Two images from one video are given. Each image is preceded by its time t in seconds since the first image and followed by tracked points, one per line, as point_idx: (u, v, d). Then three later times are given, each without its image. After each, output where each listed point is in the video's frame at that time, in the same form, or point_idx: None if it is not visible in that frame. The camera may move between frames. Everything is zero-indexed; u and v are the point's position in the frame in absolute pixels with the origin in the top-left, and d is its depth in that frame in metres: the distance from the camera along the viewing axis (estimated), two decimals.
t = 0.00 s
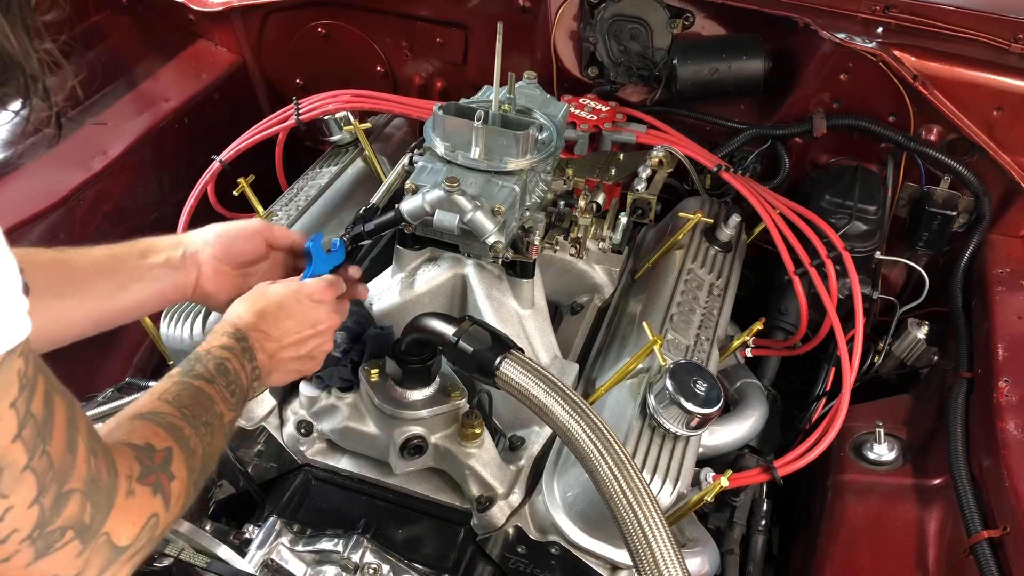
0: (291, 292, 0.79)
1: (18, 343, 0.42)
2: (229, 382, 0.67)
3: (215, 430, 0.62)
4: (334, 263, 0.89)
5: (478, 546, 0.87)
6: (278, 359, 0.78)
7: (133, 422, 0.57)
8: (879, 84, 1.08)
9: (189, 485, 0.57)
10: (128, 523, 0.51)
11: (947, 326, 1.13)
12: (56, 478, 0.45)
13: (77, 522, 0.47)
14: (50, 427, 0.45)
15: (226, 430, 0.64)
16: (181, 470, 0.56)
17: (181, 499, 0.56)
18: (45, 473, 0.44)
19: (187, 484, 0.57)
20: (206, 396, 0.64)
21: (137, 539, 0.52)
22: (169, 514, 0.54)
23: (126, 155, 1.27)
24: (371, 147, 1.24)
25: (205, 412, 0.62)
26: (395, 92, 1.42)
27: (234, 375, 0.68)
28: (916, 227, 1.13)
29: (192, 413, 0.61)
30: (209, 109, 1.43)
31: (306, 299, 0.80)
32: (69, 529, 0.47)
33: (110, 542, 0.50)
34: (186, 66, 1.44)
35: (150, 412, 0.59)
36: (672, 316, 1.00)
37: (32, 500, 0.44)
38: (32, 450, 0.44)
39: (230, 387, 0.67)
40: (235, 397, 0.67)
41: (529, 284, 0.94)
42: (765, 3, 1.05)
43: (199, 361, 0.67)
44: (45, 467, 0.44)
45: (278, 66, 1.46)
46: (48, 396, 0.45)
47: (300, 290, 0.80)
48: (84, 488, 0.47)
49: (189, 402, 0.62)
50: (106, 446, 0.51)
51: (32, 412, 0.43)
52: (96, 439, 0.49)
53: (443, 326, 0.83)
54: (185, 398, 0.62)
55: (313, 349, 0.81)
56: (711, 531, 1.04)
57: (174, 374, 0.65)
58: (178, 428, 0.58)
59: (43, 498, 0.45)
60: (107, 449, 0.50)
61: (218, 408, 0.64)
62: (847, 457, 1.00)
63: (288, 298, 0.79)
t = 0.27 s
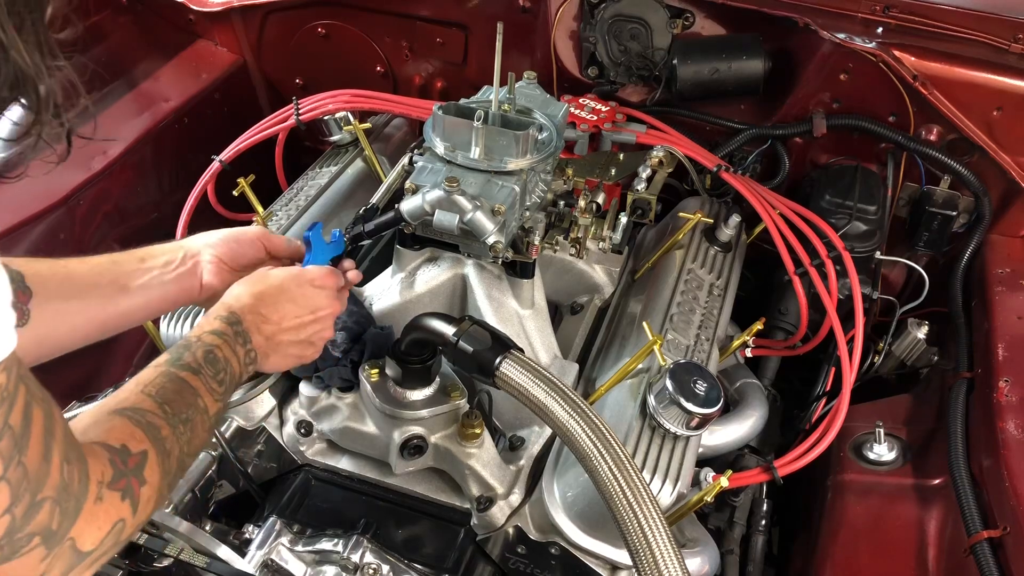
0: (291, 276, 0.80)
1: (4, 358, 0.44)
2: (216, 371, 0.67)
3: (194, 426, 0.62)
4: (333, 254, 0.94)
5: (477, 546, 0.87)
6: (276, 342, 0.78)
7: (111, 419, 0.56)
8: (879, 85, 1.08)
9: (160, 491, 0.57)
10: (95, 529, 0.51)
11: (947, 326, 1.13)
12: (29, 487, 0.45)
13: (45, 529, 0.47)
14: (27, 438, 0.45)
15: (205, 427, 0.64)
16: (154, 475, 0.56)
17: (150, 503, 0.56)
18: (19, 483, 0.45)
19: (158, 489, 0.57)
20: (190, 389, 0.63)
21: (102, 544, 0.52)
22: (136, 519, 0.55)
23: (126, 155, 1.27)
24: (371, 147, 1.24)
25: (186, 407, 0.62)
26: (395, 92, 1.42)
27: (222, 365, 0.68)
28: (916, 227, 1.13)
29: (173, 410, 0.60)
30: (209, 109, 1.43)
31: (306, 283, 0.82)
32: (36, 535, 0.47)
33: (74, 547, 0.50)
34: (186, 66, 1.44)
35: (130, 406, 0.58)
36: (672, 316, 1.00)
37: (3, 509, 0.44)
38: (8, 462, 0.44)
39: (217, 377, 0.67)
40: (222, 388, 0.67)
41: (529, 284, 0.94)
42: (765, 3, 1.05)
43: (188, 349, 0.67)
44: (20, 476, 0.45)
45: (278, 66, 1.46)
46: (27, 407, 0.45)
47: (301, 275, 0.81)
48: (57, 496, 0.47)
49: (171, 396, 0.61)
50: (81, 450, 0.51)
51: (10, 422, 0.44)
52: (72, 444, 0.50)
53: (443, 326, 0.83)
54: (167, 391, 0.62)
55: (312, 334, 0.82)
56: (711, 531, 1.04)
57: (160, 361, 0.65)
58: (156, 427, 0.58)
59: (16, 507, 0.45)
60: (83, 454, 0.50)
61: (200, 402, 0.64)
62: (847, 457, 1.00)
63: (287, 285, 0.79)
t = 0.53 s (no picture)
0: (299, 279, 0.83)
1: (9, 354, 0.43)
2: (222, 372, 0.68)
3: (197, 428, 0.62)
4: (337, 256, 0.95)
5: (477, 546, 0.87)
6: (277, 345, 0.80)
7: (115, 419, 0.57)
8: (879, 85, 1.08)
9: (163, 489, 0.57)
10: (97, 527, 0.51)
11: (947, 325, 1.13)
12: (34, 483, 0.45)
13: (49, 525, 0.47)
14: (31, 434, 0.45)
15: (209, 427, 0.64)
16: (157, 474, 0.56)
17: (153, 501, 0.56)
18: (23, 479, 0.45)
19: (161, 488, 0.57)
20: (196, 388, 0.64)
21: (105, 542, 0.52)
22: (138, 517, 0.54)
23: (126, 155, 1.27)
24: (371, 147, 1.24)
25: (191, 408, 0.62)
26: (395, 92, 1.42)
27: (228, 366, 0.69)
28: (916, 227, 1.13)
29: (178, 411, 0.61)
30: (209, 109, 1.43)
31: (312, 288, 0.84)
32: (40, 532, 0.47)
33: (77, 545, 0.50)
34: (186, 66, 1.44)
35: (135, 406, 0.59)
36: (672, 316, 1.00)
37: (7, 506, 0.44)
38: (12, 458, 0.44)
39: (222, 377, 0.68)
40: (225, 388, 0.68)
41: (528, 284, 0.94)
42: (765, 3, 1.05)
43: (194, 348, 0.68)
44: (24, 473, 0.45)
45: (278, 66, 1.46)
46: (32, 404, 0.45)
47: (309, 279, 0.84)
48: (61, 493, 0.47)
49: (177, 396, 0.62)
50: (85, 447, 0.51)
51: (14, 419, 0.44)
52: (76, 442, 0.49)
53: (443, 326, 0.83)
54: (173, 391, 0.62)
55: (314, 340, 0.83)
56: (711, 531, 1.04)
57: (166, 361, 0.66)
58: (161, 427, 0.58)
59: (19, 504, 0.45)
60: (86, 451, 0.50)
61: (204, 403, 0.64)
62: (847, 457, 1.00)
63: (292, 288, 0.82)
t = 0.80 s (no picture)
0: (303, 279, 0.83)
1: (13, 349, 0.43)
2: (227, 371, 0.68)
3: (202, 427, 0.62)
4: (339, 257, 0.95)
5: (477, 546, 0.87)
6: (280, 345, 0.79)
7: (121, 418, 0.57)
8: (879, 85, 1.08)
9: (167, 488, 0.57)
10: (102, 525, 0.51)
11: (947, 325, 1.13)
12: (38, 481, 0.45)
13: (53, 523, 0.47)
14: (35, 431, 0.45)
15: (213, 426, 0.64)
16: (162, 473, 0.56)
17: (158, 500, 0.56)
18: (28, 477, 0.45)
19: (165, 487, 0.57)
20: (201, 388, 0.64)
21: (109, 541, 0.52)
22: (143, 516, 0.54)
23: (126, 155, 1.27)
24: (371, 147, 1.25)
25: (196, 408, 0.62)
26: (394, 92, 1.42)
27: (233, 365, 0.69)
28: (916, 227, 1.13)
29: (183, 410, 0.61)
30: (209, 109, 1.43)
31: (317, 288, 0.84)
32: (44, 530, 0.47)
33: (82, 543, 0.50)
34: (186, 66, 1.44)
35: (141, 404, 0.59)
36: (672, 316, 1.00)
37: (12, 503, 0.44)
38: (16, 454, 0.44)
39: (227, 376, 0.68)
40: (231, 387, 0.68)
41: (528, 284, 0.94)
42: (765, 3, 1.05)
43: (199, 347, 0.68)
44: (28, 470, 0.44)
45: (278, 66, 1.46)
46: (36, 401, 0.45)
47: (313, 279, 0.84)
48: (64, 491, 0.47)
49: (182, 395, 0.62)
50: (89, 445, 0.51)
51: (18, 415, 0.44)
52: (80, 440, 0.49)
53: (443, 326, 0.83)
54: (178, 390, 0.62)
55: (316, 340, 0.84)
56: (711, 531, 1.04)
57: (171, 360, 0.66)
58: (165, 426, 0.58)
59: (23, 501, 0.45)
60: (90, 449, 0.50)
61: (209, 402, 0.64)
62: (847, 457, 1.00)
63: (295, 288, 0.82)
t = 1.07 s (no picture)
0: (307, 279, 0.83)
1: (9, 343, 0.43)
2: (230, 371, 0.68)
3: (204, 426, 0.62)
4: (341, 258, 0.95)
5: (477, 546, 0.87)
6: (283, 345, 0.79)
7: (122, 416, 0.57)
8: (879, 85, 1.08)
9: (168, 487, 0.57)
10: (102, 523, 0.51)
11: (947, 325, 1.13)
12: (35, 477, 0.45)
13: (51, 520, 0.47)
14: (32, 427, 0.45)
15: (215, 426, 0.65)
16: (163, 471, 0.56)
17: (159, 499, 0.56)
18: (25, 473, 0.44)
19: (166, 486, 0.56)
20: (203, 387, 0.64)
21: (109, 539, 0.52)
22: (143, 514, 0.54)
23: (126, 155, 1.27)
24: (371, 147, 1.25)
25: (198, 407, 0.63)
26: (395, 92, 1.42)
27: (236, 365, 0.69)
28: (916, 227, 1.13)
29: (184, 409, 0.61)
30: (209, 109, 1.43)
31: (320, 289, 0.84)
32: (42, 527, 0.46)
33: (81, 541, 0.50)
34: (186, 66, 1.44)
35: (142, 403, 0.59)
36: (672, 316, 1.00)
37: (9, 499, 0.44)
38: (13, 450, 0.44)
39: (229, 376, 0.68)
40: (233, 387, 0.68)
41: (528, 284, 0.94)
42: (765, 3, 1.05)
43: (203, 347, 0.68)
44: (25, 466, 0.44)
45: (278, 66, 1.46)
46: (32, 397, 0.45)
47: (317, 280, 0.84)
48: (63, 487, 0.47)
49: (184, 395, 0.62)
50: (88, 443, 0.51)
51: (14, 411, 0.44)
52: (78, 437, 0.49)
53: (443, 326, 0.83)
54: (180, 389, 0.63)
55: (319, 341, 0.83)
56: (711, 531, 1.04)
57: (174, 359, 0.66)
58: (166, 424, 0.58)
59: (21, 498, 0.45)
60: (89, 447, 0.50)
61: (211, 401, 0.64)
62: (847, 457, 1.00)
63: (296, 287, 0.82)
